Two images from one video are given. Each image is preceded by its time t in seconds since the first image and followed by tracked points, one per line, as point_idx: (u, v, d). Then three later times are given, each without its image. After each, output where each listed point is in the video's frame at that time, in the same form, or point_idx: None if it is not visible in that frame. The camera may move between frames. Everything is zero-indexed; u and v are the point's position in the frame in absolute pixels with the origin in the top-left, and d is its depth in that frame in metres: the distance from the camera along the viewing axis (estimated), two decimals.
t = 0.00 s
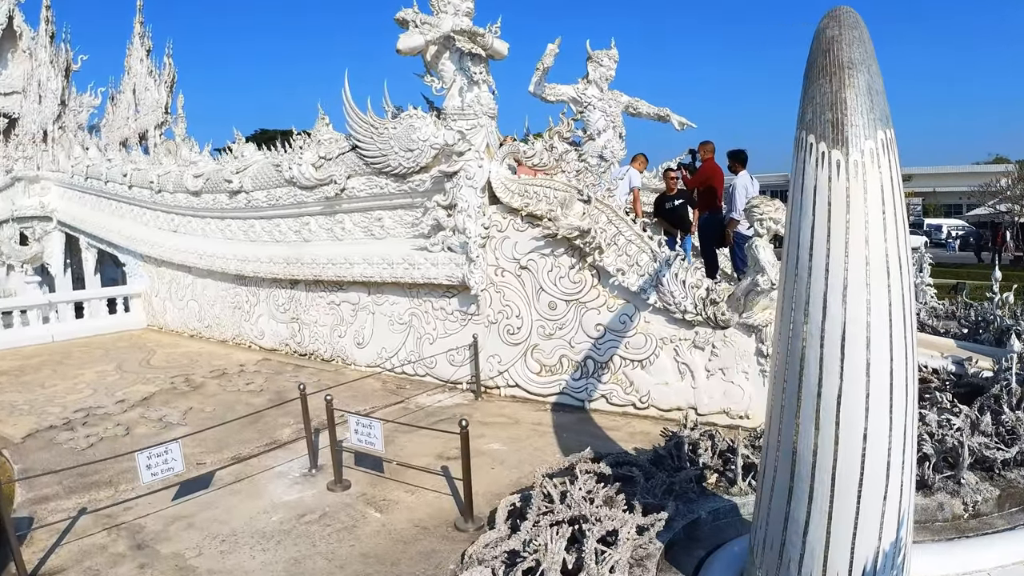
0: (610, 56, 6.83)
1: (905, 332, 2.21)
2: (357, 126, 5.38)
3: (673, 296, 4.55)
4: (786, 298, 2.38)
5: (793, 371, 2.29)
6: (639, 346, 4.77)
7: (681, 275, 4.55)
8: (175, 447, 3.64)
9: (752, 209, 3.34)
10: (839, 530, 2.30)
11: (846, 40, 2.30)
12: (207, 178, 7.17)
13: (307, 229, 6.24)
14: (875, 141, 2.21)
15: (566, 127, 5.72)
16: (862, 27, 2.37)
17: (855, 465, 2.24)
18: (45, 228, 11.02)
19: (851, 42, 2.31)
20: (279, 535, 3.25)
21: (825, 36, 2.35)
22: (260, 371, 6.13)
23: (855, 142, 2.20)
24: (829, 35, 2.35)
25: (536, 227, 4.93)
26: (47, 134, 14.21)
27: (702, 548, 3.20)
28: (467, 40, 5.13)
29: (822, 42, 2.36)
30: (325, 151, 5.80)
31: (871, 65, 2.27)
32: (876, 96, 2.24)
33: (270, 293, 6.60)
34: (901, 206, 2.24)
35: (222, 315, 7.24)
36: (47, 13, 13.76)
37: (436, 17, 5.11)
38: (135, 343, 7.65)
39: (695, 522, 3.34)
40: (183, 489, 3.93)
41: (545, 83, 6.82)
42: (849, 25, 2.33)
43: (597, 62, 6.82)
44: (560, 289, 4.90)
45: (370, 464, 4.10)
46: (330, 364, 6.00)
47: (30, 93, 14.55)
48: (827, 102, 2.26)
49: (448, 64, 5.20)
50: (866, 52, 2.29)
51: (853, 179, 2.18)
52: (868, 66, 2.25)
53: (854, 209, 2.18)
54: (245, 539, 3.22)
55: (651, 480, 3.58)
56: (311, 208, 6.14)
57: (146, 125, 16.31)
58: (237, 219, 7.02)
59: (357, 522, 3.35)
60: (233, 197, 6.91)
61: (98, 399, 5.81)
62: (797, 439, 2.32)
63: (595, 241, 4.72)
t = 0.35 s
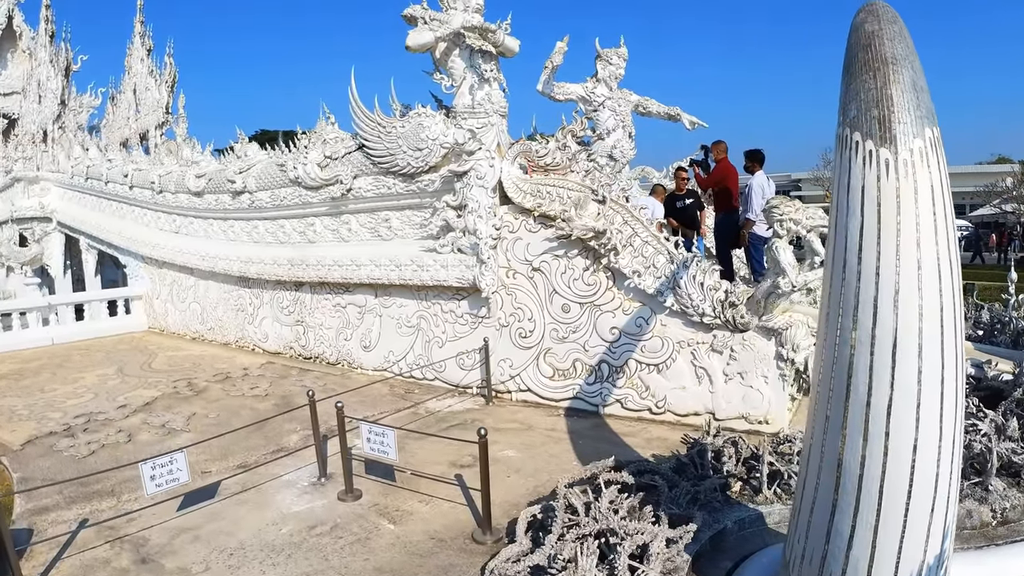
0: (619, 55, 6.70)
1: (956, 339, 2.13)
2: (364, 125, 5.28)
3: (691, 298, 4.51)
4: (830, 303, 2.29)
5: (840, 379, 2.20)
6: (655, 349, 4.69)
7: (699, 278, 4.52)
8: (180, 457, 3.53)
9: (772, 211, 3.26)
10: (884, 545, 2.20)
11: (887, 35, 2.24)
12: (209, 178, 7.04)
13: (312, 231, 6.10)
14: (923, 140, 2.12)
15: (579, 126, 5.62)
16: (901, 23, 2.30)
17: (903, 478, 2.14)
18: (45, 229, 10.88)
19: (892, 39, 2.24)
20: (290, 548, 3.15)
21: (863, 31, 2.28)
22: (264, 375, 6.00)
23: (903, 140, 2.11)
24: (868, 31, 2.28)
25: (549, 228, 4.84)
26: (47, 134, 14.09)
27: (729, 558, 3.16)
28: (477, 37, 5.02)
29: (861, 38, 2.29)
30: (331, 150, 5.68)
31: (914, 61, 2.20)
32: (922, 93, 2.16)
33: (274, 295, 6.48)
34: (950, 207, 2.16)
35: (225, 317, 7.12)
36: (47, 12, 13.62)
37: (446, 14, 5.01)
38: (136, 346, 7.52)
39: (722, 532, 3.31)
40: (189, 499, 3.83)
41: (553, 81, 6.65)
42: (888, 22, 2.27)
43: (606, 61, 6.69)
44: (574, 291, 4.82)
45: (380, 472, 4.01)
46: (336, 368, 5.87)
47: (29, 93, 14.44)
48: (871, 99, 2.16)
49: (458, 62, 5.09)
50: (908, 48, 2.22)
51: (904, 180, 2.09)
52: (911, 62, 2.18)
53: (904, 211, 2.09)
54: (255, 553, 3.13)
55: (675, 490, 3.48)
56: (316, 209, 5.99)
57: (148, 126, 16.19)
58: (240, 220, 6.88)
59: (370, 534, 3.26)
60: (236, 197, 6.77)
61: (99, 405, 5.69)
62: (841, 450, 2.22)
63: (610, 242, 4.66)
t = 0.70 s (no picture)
0: (635, 55, 6.56)
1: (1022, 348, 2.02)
2: (379, 125, 5.18)
3: (716, 303, 4.48)
4: (889, 310, 2.18)
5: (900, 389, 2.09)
6: (679, 355, 4.67)
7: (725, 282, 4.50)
8: (194, 469, 3.46)
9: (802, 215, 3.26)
10: (944, 564, 2.09)
11: (939, 33, 2.15)
12: (217, 180, 6.93)
13: (323, 233, 5.96)
14: (985, 141, 2.01)
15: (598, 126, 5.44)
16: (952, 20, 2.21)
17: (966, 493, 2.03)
18: (50, 232, 10.77)
19: (944, 37, 2.14)
20: (310, 564, 3.09)
21: (914, 29, 2.19)
22: (274, 381, 5.87)
23: (965, 141, 2.00)
24: (919, 29, 2.18)
25: (570, 231, 4.77)
26: (53, 135, 13.99)
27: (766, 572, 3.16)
28: (495, 36, 4.94)
29: (911, 35, 2.19)
30: (343, 152, 5.56)
31: (969, 59, 2.10)
32: (980, 92, 2.06)
33: (284, 299, 6.35)
34: (1013, 211, 2.05)
35: (233, 321, 7.00)
36: (53, 14, 13.54)
37: (463, 13, 4.92)
38: (144, 350, 7.41)
39: (757, 545, 3.29)
40: (201, 513, 3.75)
41: (567, 82, 6.43)
42: (939, 19, 2.17)
43: (621, 61, 6.55)
44: (596, 296, 4.78)
45: (399, 481, 3.97)
46: (348, 373, 5.76)
47: (35, 94, 14.36)
48: (929, 98, 2.06)
49: (475, 61, 5.02)
50: (961, 46, 2.12)
51: (967, 182, 1.98)
52: (966, 62, 2.09)
53: (969, 214, 1.98)
54: (273, 569, 3.06)
55: (708, 501, 3.48)
56: (328, 211, 5.85)
57: (154, 127, 16.11)
58: (249, 223, 6.76)
59: (393, 548, 3.21)
60: (245, 199, 6.65)
61: (107, 411, 5.58)
62: (900, 463, 2.11)
63: (634, 246, 4.61)
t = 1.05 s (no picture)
0: (657, 58, 6.40)
1: None
2: (400, 129, 5.07)
3: (749, 311, 4.46)
4: (957, 323, 2.07)
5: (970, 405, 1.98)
6: (710, 364, 4.64)
7: (757, 290, 4.47)
8: (218, 485, 3.36)
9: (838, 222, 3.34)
10: None
11: (1000, 37, 2.03)
12: (233, 185, 6.86)
13: (342, 239, 5.86)
14: None
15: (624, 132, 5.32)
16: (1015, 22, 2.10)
17: None
18: (62, 236, 10.72)
19: (1006, 40, 2.02)
20: None
21: (972, 33, 2.07)
22: (293, 390, 5.76)
23: None
24: (977, 33, 2.06)
25: (598, 238, 4.77)
26: (65, 140, 13.99)
27: None
28: (520, 38, 4.88)
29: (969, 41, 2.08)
30: (363, 157, 5.46)
31: None
32: None
33: (301, 306, 6.26)
34: None
35: (249, 328, 6.91)
36: (65, 18, 13.55)
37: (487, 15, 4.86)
38: (157, 356, 7.31)
39: (801, 560, 3.23)
40: (224, 527, 3.67)
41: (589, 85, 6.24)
42: (998, 22, 2.06)
43: (642, 64, 6.38)
44: (625, 303, 4.75)
45: (428, 496, 3.94)
46: (368, 382, 5.65)
47: (47, 99, 14.38)
48: (996, 105, 1.95)
49: (500, 64, 4.93)
50: None
51: None
52: None
53: None
54: None
55: (750, 516, 3.45)
56: (347, 217, 5.75)
57: (166, 131, 16.10)
58: (265, 228, 6.67)
59: (426, 565, 3.18)
60: (262, 204, 6.56)
61: (122, 420, 5.50)
62: (969, 484, 1.98)
63: (665, 253, 4.62)
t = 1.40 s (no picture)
0: (682, 62, 6.22)
1: None
2: (423, 134, 4.96)
3: (785, 320, 4.39)
4: None
5: None
6: (743, 375, 4.55)
7: (792, 299, 4.41)
8: (244, 499, 3.27)
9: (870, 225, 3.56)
10: None
11: None
12: (252, 191, 6.79)
13: (363, 245, 5.79)
14: None
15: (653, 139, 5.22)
16: None
17: None
18: (78, 241, 10.72)
19: None
20: None
21: None
22: (313, 398, 5.67)
23: None
24: None
25: (628, 244, 4.70)
26: (81, 144, 14.02)
27: None
28: (547, 41, 4.82)
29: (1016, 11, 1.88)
30: (386, 162, 5.37)
31: None
32: None
33: (321, 313, 6.19)
34: None
35: (267, 334, 6.84)
36: (82, 23, 13.59)
37: (513, 18, 4.80)
38: (174, 362, 7.25)
39: None
40: (247, 543, 3.57)
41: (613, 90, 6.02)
42: None
43: (667, 68, 6.20)
44: (655, 312, 4.69)
45: (457, 510, 3.87)
46: (390, 391, 5.56)
47: (63, 104, 14.44)
48: None
49: (527, 68, 4.87)
50: None
51: None
52: None
53: None
54: None
55: (794, 531, 3.33)
56: (368, 222, 5.67)
57: (183, 136, 16.14)
58: (285, 234, 6.61)
59: None
60: (281, 210, 6.49)
61: (140, 428, 5.42)
62: None
63: (698, 261, 4.54)
